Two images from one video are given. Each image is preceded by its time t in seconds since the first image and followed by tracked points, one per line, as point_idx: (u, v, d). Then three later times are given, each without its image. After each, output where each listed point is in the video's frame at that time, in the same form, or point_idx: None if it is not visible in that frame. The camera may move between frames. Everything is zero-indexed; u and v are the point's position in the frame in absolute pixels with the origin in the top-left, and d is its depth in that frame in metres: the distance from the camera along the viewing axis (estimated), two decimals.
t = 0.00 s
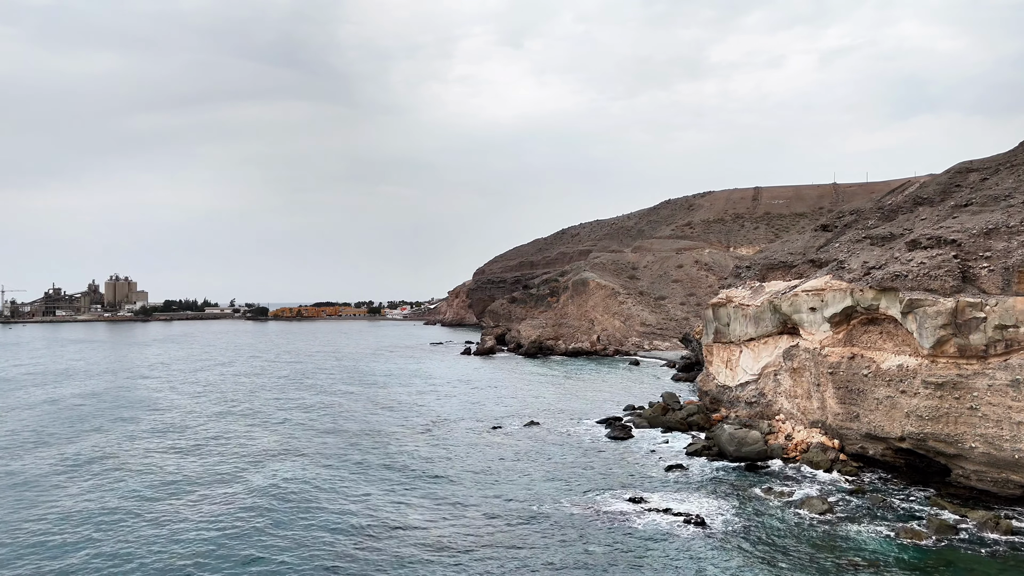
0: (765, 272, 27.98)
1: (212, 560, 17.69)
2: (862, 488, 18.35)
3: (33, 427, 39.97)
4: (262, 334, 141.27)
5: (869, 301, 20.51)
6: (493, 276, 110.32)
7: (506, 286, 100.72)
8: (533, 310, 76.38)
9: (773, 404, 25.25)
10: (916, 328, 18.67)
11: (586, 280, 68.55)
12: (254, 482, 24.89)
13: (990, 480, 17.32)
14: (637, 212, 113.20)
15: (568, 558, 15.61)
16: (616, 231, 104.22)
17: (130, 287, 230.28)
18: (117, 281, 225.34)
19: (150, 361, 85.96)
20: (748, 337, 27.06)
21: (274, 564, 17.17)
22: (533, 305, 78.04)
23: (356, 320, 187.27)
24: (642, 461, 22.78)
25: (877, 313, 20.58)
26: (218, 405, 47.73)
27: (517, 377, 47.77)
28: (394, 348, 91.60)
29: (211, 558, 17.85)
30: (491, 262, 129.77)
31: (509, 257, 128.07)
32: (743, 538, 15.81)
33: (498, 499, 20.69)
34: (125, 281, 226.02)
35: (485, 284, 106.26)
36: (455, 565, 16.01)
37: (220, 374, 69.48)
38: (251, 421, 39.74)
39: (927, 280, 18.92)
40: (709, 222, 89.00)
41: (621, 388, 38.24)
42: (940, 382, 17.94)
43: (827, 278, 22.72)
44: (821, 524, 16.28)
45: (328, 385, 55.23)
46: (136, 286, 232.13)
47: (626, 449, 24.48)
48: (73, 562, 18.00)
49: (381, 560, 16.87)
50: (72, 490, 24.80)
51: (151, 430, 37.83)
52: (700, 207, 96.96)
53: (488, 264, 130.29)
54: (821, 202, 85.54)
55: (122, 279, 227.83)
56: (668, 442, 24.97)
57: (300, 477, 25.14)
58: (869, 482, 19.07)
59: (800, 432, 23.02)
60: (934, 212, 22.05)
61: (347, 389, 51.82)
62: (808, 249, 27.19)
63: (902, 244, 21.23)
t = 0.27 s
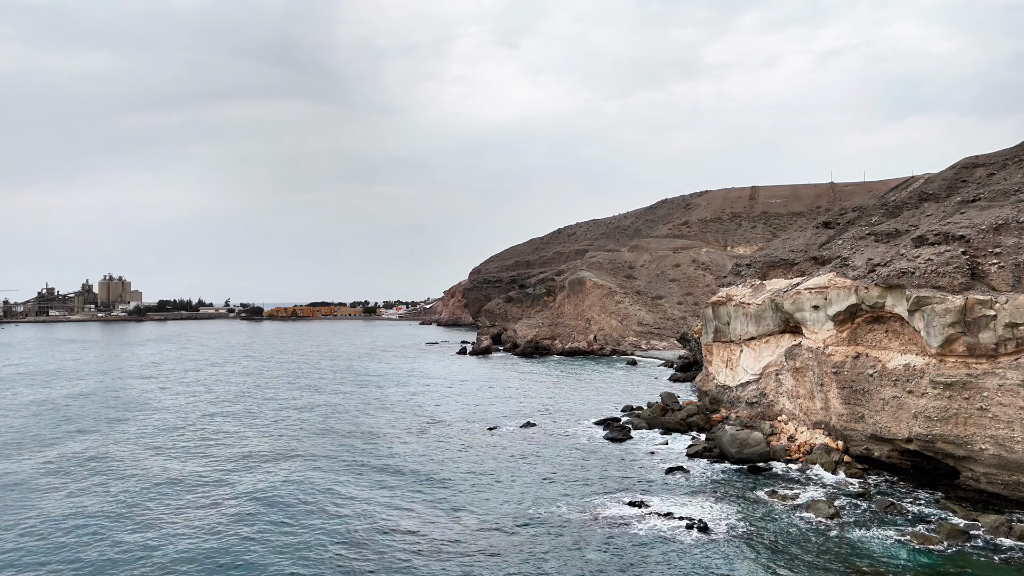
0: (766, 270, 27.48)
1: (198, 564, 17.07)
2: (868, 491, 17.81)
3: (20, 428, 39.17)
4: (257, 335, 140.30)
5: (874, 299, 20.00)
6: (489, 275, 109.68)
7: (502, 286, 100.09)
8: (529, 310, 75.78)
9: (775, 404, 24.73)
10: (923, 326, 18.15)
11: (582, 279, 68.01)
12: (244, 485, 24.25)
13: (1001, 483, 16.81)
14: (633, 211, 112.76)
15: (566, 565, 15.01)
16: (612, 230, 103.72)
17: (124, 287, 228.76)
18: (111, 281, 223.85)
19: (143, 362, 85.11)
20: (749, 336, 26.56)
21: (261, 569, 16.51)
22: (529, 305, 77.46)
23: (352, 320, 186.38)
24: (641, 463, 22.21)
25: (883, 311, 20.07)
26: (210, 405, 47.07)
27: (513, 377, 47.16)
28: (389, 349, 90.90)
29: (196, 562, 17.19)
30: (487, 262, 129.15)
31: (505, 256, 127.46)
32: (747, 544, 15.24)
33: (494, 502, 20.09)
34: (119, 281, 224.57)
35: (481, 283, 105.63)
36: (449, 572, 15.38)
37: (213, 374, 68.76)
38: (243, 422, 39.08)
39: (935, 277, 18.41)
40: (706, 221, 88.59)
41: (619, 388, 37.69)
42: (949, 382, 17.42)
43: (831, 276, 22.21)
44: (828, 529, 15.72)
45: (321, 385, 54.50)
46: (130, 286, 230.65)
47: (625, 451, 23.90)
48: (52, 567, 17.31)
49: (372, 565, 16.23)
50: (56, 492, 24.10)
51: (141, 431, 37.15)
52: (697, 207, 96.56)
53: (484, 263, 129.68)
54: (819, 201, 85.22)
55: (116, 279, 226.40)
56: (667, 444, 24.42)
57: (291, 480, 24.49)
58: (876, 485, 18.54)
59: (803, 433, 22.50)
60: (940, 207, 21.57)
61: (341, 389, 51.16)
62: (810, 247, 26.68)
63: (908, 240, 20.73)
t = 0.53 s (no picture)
0: (767, 268, 26.95)
1: (182, 570, 16.44)
2: (876, 495, 17.26)
3: (7, 429, 38.42)
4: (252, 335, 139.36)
5: (880, 297, 19.47)
6: (486, 275, 109.06)
7: (499, 286, 99.47)
8: (526, 309, 75.18)
9: (777, 404, 24.20)
10: (931, 325, 17.61)
11: (579, 278, 67.46)
12: (235, 486, 23.65)
13: (1012, 486, 16.28)
14: (630, 210, 112.30)
15: (564, 571, 14.42)
16: (609, 229, 103.21)
17: (118, 287, 227.36)
18: (105, 281, 222.41)
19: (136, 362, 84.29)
20: (750, 335, 26.02)
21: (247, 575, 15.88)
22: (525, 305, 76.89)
23: (347, 319, 185.45)
24: (641, 466, 21.63)
25: (889, 310, 19.54)
26: (203, 406, 46.39)
27: (509, 377, 46.58)
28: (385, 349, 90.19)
29: (179, 567, 16.54)
30: (483, 261, 128.53)
31: (502, 256, 126.85)
32: (752, 550, 14.66)
33: (489, 507, 19.49)
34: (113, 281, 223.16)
35: (477, 283, 104.99)
36: None
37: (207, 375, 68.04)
38: (236, 423, 38.43)
39: (943, 274, 17.88)
40: (703, 220, 88.16)
41: (618, 389, 37.11)
42: (958, 382, 16.89)
43: (835, 273, 21.69)
44: (835, 534, 15.16)
45: (315, 386, 53.81)
46: (124, 286, 229.20)
47: (624, 453, 23.32)
48: (30, 571, 16.64)
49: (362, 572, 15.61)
50: (39, 494, 23.42)
51: (131, 432, 36.49)
52: (695, 206, 96.13)
53: (480, 263, 129.05)
54: (817, 200, 84.84)
55: (109, 278, 224.99)
56: (667, 445, 23.86)
57: (282, 482, 23.88)
58: (882, 488, 18.00)
59: (806, 435, 21.98)
60: (947, 203, 21.05)
61: (336, 389, 50.51)
62: (812, 244, 26.14)
63: (915, 237, 20.21)
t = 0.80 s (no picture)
0: (769, 265, 26.42)
1: None
2: (884, 499, 16.72)
3: None
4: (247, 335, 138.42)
5: (886, 295, 18.94)
6: (482, 274, 108.48)
7: (495, 285, 98.90)
8: (522, 309, 74.60)
9: (779, 405, 23.66)
10: (940, 323, 17.08)
11: (576, 277, 66.94)
12: (224, 488, 23.03)
13: None
14: (627, 210, 111.88)
15: None
16: (606, 228, 102.71)
17: (112, 287, 225.94)
18: (99, 281, 220.97)
19: (129, 362, 83.41)
20: (751, 335, 25.48)
21: None
22: (522, 304, 76.32)
23: (343, 319, 184.53)
24: (641, 468, 21.06)
25: (895, 308, 19.01)
26: (194, 406, 45.69)
27: (506, 377, 46.03)
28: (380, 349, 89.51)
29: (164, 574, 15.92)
30: (480, 261, 127.91)
31: (498, 256, 126.24)
32: (758, 557, 14.10)
33: (485, 511, 18.89)
34: (107, 281, 221.71)
35: (473, 283, 104.40)
36: None
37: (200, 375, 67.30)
38: (227, 424, 37.76)
39: (952, 271, 17.36)
40: (701, 219, 87.76)
41: (616, 389, 36.54)
42: (969, 382, 16.36)
43: (839, 271, 21.16)
44: (843, 541, 14.61)
45: (310, 386, 53.14)
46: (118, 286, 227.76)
47: (623, 455, 22.74)
48: None
49: None
50: (23, 496, 22.76)
51: (120, 433, 35.80)
52: (692, 204, 95.74)
53: (477, 262, 128.46)
54: (814, 199, 84.52)
55: (103, 278, 223.50)
56: (667, 447, 23.30)
57: (272, 484, 23.24)
58: (890, 492, 17.47)
59: (810, 436, 21.45)
60: (954, 199, 20.56)
61: (330, 390, 49.84)
62: (815, 241, 25.63)
63: (921, 233, 19.70)
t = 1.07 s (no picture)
0: (770, 263, 25.89)
1: None
2: (893, 504, 16.18)
3: None
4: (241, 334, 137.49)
5: (893, 293, 18.42)
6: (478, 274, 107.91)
7: (491, 285, 98.31)
8: (519, 308, 74.04)
9: (781, 406, 23.14)
10: (949, 322, 16.56)
11: (573, 277, 66.42)
12: (213, 490, 22.38)
13: None
14: (624, 209, 111.46)
15: None
16: (603, 228, 102.23)
17: (106, 286, 224.50)
18: (93, 280, 219.49)
19: (121, 362, 82.53)
20: (752, 334, 24.94)
21: None
22: (518, 303, 75.75)
23: (338, 319, 183.62)
24: (641, 471, 20.50)
25: (902, 306, 18.49)
26: (186, 406, 44.98)
27: (502, 377, 45.49)
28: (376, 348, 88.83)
29: None
30: (476, 260, 127.30)
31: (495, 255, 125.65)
32: (764, 564, 13.55)
33: (480, 516, 18.27)
34: (101, 280, 220.29)
35: (469, 282, 103.82)
36: None
37: (193, 375, 66.55)
38: (219, 424, 37.09)
39: (962, 267, 16.85)
40: (698, 218, 87.37)
41: (614, 390, 35.97)
42: (980, 382, 15.85)
43: (843, 268, 20.64)
44: (853, 548, 14.06)
45: (303, 386, 52.46)
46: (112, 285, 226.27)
47: (622, 458, 22.17)
48: None
49: None
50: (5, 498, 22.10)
51: (109, 433, 35.12)
52: (689, 204, 95.36)
53: (473, 262, 127.87)
54: (812, 198, 84.25)
55: (97, 277, 222.07)
56: (667, 449, 22.74)
57: (262, 487, 22.66)
58: (898, 496, 16.94)
59: (813, 438, 20.93)
60: (961, 194, 20.08)
61: (324, 390, 49.16)
62: (817, 238, 25.12)
63: (929, 229, 19.19)
